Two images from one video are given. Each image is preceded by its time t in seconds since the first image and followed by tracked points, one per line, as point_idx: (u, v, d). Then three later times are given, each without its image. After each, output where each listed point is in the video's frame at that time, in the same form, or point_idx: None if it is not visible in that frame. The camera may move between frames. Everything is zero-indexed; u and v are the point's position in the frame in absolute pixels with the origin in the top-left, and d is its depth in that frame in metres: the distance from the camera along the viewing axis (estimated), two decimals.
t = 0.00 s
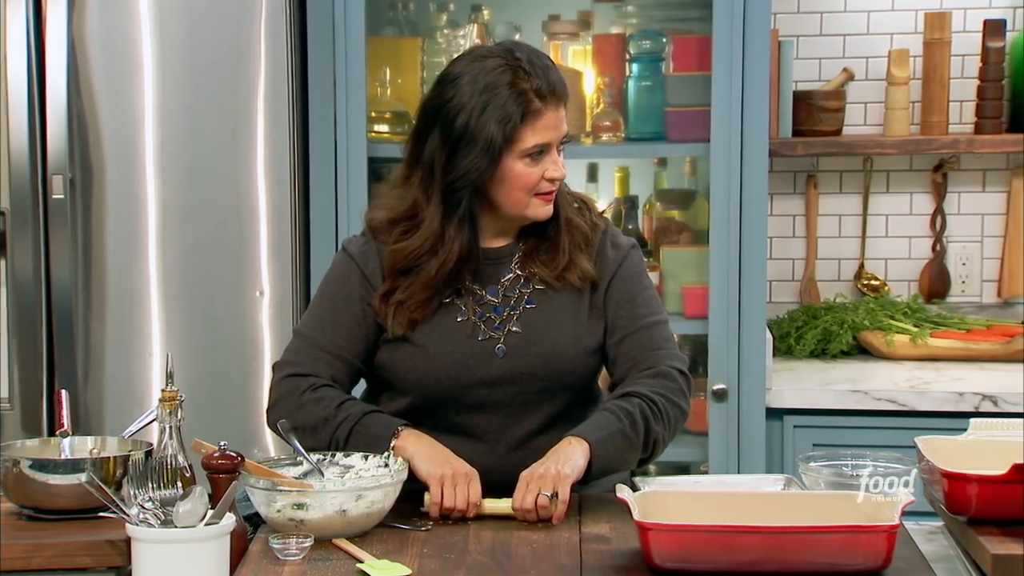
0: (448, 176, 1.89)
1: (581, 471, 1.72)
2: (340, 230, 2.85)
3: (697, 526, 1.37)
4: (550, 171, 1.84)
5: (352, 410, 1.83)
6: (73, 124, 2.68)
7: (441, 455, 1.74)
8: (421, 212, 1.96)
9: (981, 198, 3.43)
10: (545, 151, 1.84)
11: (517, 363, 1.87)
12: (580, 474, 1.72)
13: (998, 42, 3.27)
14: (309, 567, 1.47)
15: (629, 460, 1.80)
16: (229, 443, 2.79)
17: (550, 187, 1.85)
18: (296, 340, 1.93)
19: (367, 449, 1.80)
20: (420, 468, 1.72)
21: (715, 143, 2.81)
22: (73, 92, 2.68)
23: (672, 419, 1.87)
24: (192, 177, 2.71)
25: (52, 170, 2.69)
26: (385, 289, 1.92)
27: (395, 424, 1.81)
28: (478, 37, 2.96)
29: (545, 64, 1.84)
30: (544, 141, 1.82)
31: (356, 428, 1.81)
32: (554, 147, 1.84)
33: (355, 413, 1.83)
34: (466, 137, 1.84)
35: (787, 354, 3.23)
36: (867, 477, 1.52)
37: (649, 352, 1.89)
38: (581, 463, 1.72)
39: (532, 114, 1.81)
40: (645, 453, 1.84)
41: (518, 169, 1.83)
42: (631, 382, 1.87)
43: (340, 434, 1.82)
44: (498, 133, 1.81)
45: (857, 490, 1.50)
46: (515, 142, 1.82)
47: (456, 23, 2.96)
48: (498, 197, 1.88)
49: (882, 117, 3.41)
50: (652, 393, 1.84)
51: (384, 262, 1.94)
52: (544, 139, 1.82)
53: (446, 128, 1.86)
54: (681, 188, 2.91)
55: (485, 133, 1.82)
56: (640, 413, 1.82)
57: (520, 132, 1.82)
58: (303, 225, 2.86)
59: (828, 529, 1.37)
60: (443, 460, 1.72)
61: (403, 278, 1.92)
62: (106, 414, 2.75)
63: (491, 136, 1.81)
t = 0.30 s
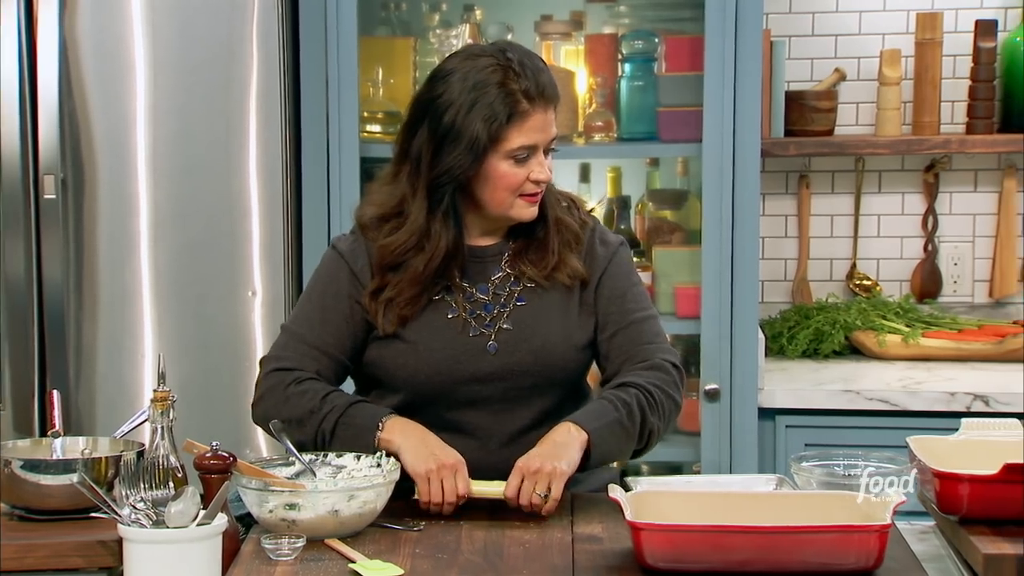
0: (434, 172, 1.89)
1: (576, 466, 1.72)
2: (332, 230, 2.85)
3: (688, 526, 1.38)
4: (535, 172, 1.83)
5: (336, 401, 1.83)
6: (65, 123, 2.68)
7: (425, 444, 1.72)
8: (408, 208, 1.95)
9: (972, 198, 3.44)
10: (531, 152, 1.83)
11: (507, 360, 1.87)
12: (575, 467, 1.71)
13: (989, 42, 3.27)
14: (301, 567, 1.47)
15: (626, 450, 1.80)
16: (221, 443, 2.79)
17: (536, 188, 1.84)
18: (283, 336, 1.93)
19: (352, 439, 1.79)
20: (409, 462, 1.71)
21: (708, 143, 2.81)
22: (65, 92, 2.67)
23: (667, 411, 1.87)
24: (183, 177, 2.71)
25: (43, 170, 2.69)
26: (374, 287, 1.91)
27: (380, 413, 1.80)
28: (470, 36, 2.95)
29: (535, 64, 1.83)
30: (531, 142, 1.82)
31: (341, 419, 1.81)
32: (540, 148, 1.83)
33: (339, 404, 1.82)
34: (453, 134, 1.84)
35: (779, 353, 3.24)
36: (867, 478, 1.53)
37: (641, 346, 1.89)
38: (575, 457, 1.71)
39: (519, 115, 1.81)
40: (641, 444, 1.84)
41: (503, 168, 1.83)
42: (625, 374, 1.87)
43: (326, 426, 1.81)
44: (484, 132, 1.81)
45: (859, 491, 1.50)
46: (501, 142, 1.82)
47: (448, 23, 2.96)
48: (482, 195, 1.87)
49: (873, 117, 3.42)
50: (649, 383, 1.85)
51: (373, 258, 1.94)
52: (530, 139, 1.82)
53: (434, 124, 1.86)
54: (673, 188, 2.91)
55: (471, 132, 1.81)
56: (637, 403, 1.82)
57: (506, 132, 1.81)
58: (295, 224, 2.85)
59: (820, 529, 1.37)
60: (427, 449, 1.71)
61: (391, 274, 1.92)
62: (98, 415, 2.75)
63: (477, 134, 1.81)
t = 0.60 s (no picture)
0: (422, 175, 1.89)
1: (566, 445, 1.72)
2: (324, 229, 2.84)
3: (681, 526, 1.38)
4: (522, 176, 1.83)
5: (305, 376, 1.81)
6: (57, 124, 2.66)
7: (389, 417, 1.71)
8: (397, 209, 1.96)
9: (964, 198, 3.45)
10: (518, 157, 1.83)
11: (497, 359, 1.88)
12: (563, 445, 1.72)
13: (981, 43, 3.28)
14: (294, 567, 1.47)
15: (618, 432, 1.78)
16: (213, 443, 2.78)
17: (524, 193, 1.84)
18: (268, 321, 1.93)
19: (323, 414, 1.78)
20: (380, 436, 1.72)
21: (700, 143, 2.81)
22: (57, 91, 2.66)
23: (659, 399, 1.86)
24: (175, 177, 2.70)
25: (35, 170, 2.66)
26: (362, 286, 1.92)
27: (349, 386, 1.79)
28: (462, 36, 2.96)
29: (523, 70, 1.83)
30: (518, 147, 1.82)
31: (310, 394, 1.79)
32: (528, 153, 1.83)
33: (308, 379, 1.81)
34: (440, 138, 1.84)
35: (771, 353, 3.24)
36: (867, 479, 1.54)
37: (629, 339, 1.89)
38: (566, 440, 1.71)
39: (506, 120, 1.81)
40: (633, 431, 1.82)
41: (490, 172, 1.83)
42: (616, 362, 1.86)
43: (296, 402, 1.80)
44: (470, 136, 1.81)
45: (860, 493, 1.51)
46: (488, 146, 1.82)
47: (441, 23, 2.96)
48: (469, 199, 1.87)
49: (866, 117, 3.42)
50: (641, 369, 1.84)
51: (360, 256, 1.95)
52: (517, 144, 1.82)
53: (422, 128, 1.87)
54: (666, 189, 2.92)
55: (457, 136, 1.82)
56: (629, 386, 1.81)
57: (492, 137, 1.81)
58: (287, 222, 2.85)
59: (812, 529, 1.37)
60: (393, 421, 1.71)
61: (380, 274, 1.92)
62: (91, 415, 2.74)
63: (463, 139, 1.81)
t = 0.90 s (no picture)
0: (436, 172, 1.92)
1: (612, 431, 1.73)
2: (316, 229, 2.84)
3: (673, 526, 1.38)
4: (536, 173, 1.85)
5: (336, 364, 1.81)
6: (48, 123, 2.66)
7: (425, 401, 1.70)
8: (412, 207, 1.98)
9: (955, 198, 3.45)
10: (531, 154, 1.85)
11: (519, 355, 1.90)
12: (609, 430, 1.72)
13: (971, 43, 3.28)
14: (285, 567, 1.47)
15: (660, 417, 1.78)
16: (204, 444, 2.78)
17: (539, 190, 1.85)
18: (293, 318, 1.92)
19: (357, 400, 1.77)
20: (417, 420, 1.71)
21: (692, 143, 2.81)
22: (48, 90, 2.66)
23: (694, 387, 1.86)
24: (167, 177, 2.70)
25: (26, 170, 2.66)
26: (382, 282, 1.93)
27: (381, 371, 1.78)
28: (454, 37, 2.94)
29: (535, 67, 1.85)
30: (531, 144, 1.83)
31: (344, 381, 1.78)
32: (542, 149, 1.85)
33: (340, 366, 1.80)
34: (452, 135, 1.87)
35: (763, 353, 3.24)
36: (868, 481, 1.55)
37: (657, 331, 1.90)
38: (613, 425, 1.72)
39: (518, 116, 1.83)
40: (673, 417, 1.82)
41: (503, 168, 1.85)
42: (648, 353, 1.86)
43: (329, 390, 1.79)
44: (482, 133, 1.83)
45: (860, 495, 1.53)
46: (501, 142, 1.84)
47: (433, 23, 2.96)
48: (484, 196, 1.89)
49: (857, 118, 3.43)
50: (676, 356, 1.84)
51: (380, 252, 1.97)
52: (531, 141, 1.83)
53: (436, 126, 1.89)
54: (657, 189, 2.93)
55: (468, 133, 1.84)
56: (668, 372, 1.81)
57: (503, 133, 1.83)
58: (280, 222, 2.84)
59: (803, 528, 1.37)
60: (430, 405, 1.69)
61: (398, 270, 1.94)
62: (82, 414, 2.74)
63: (474, 135, 1.84)
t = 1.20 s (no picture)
0: (466, 172, 1.94)
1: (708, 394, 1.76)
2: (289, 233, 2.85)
3: (646, 526, 1.38)
4: (564, 171, 1.86)
5: (421, 360, 1.77)
6: (19, 122, 2.58)
7: (518, 390, 1.67)
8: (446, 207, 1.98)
9: (926, 198, 3.47)
10: (558, 152, 1.86)
11: (563, 350, 1.95)
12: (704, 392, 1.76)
13: (942, 44, 3.31)
14: (258, 568, 1.47)
15: (745, 379, 1.85)
16: (177, 445, 2.76)
17: (568, 188, 1.87)
18: (357, 319, 1.89)
19: (447, 393, 1.73)
20: (512, 409, 1.68)
21: (665, 143, 2.81)
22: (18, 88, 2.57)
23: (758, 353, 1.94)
24: (140, 177, 2.66)
25: None
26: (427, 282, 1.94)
27: (468, 363, 1.75)
28: (428, 37, 2.94)
29: (561, 65, 1.87)
30: (559, 143, 1.85)
31: (431, 375, 1.75)
32: (569, 148, 1.86)
33: (424, 362, 1.77)
34: (479, 135, 1.89)
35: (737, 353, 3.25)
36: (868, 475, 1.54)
37: (706, 308, 1.99)
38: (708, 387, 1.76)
39: (543, 116, 1.84)
40: (752, 379, 1.89)
41: (530, 168, 1.86)
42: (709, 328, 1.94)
43: (418, 386, 1.75)
44: (508, 132, 1.85)
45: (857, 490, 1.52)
46: (528, 142, 1.85)
47: (406, 23, 2.96)
48: (514, 195, 1.91)
49: (829, 118, 3.45)
50: (740, 324, 1.93)
51: (421, 252, 1.97)
52: (558, 141, 1.85)
53: (463, 126, 1.92)
54: (631, 189, 2.92)
55: (494, 132, 1.86)
56: (742, 337, 1.89)
57: (530, 132, 1.85)
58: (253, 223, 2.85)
59: (774, 528, 1.38)
60: (524, 391, 1.66)
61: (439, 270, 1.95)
62: (52, 414, 2.68)
63: (500, 135, 1.85)
